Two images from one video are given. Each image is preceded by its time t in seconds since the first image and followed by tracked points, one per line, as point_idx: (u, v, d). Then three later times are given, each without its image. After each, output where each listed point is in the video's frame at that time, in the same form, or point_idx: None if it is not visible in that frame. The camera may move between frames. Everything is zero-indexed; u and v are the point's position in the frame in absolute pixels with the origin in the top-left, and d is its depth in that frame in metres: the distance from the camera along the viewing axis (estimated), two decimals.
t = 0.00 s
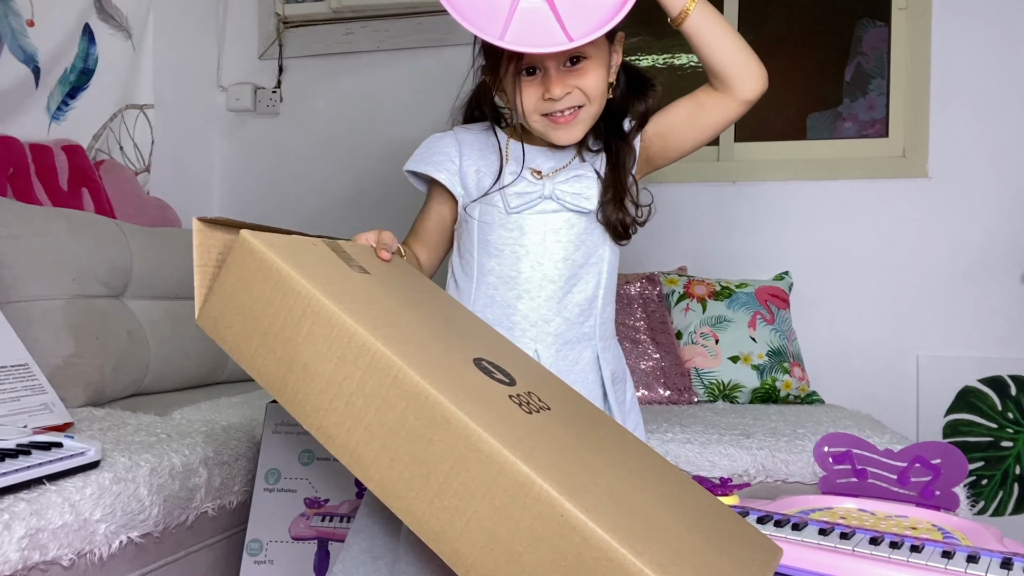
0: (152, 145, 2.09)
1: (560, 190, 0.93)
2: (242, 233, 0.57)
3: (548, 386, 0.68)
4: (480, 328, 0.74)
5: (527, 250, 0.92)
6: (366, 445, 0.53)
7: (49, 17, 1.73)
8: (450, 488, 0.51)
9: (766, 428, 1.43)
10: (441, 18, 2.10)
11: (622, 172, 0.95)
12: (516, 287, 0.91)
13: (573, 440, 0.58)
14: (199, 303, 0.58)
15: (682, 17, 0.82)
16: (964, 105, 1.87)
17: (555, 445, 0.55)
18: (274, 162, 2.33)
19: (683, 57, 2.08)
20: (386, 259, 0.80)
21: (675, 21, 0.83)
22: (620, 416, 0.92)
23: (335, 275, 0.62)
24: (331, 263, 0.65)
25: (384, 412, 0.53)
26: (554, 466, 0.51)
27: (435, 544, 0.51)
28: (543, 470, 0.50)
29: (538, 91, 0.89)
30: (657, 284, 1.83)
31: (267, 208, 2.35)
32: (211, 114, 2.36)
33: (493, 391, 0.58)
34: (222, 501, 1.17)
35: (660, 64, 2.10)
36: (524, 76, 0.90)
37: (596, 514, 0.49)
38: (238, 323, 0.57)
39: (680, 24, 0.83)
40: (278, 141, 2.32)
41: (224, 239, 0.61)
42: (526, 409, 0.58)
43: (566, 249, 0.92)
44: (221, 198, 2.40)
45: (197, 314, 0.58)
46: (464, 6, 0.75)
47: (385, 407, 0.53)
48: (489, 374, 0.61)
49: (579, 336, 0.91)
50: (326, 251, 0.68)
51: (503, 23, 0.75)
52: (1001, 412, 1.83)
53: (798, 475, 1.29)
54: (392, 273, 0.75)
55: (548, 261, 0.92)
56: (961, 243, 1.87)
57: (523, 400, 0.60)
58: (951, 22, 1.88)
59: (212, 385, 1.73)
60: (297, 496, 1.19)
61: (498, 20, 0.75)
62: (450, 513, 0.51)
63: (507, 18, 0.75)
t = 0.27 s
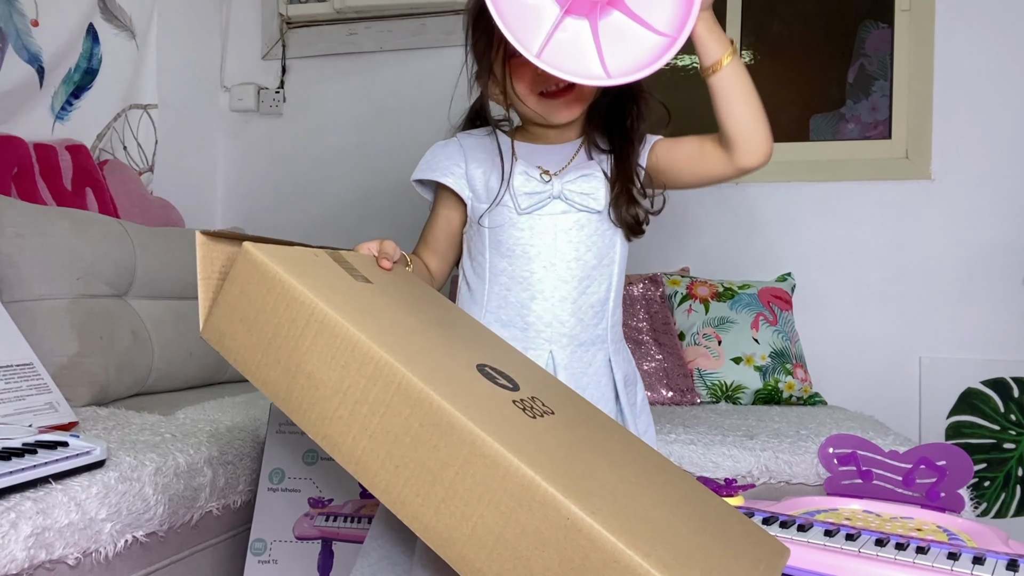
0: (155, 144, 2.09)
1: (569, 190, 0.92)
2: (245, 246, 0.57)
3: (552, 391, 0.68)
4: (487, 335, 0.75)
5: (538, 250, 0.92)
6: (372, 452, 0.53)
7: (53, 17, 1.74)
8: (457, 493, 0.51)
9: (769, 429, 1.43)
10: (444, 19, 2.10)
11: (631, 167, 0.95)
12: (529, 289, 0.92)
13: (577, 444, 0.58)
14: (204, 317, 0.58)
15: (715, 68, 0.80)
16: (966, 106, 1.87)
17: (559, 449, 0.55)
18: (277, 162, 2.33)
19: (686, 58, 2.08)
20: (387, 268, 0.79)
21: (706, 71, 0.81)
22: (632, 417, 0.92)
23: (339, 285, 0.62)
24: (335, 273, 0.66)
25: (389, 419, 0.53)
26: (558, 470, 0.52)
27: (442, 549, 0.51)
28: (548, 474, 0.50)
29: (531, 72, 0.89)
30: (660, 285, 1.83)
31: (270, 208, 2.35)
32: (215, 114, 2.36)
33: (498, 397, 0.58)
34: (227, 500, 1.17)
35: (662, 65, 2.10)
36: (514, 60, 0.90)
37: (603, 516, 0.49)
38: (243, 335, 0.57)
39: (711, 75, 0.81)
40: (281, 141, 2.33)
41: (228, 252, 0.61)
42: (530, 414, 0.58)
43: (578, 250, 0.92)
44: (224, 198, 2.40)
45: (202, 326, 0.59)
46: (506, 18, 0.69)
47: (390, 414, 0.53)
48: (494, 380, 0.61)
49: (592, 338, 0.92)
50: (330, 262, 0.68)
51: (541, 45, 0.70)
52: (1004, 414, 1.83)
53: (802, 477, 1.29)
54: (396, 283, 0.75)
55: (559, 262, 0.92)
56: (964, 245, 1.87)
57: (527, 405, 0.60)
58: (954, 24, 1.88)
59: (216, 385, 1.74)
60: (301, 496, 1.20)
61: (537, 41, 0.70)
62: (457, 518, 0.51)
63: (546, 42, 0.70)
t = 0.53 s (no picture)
0: (152, 145, 2.09)
1: (565, 189, 0.94)
2: (244, 255, 0.58)
3: (551, 394, 0.67)
4: (483, 338, 0.74)
5: (535, 247, 0.92)
6: (368, 459, 0.53)
7: (49, 17, 1.73)
8: (451, 498, 0.51)
9: (766, 428, 1.43)
10: (441, 18, 2.10)
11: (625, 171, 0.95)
12: (524, 286, 0.91)
13: (574, 446, 0.57)
14: (205, 329, 0.59)
15: (688, 110, 0.84)
16: (963, 105, 1.87)
17: (555, 453, 0.54)
18: (275, 162, 2.33)
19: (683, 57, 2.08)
20: (388, 275, 0.79)
21: (681, 111, 0.85)
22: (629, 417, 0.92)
23: (337, 292, 0.63)
24: (333, 280, 0.66)
25: (383, 425, 0.53)
26: (552, 473, 0.51)
27: (437, 554, 0.51)
28: (540, 476, 0.50)
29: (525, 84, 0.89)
30: (657, 284, 1.83)
31: (268, 208, 2.35)
32: (212, 115, 2.36)
33: (493, 400, 0.58)
34: (223, 501, 1.17)
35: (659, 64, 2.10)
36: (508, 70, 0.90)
37: (595, 519, 0.48)
38: (242, 345, 0.58)
39: (684, 115, 0.85)
40: (278, 141, 2.32)
41: (228, 262, 0.62)
42: (526, 417, 0.58)
43: (573, 247, 0.92)
44: (222, 198, 2.40)
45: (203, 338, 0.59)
46: (495, 87, 0.77)
47: (384, 421, 0.53)
48: (490, 384, 0.61)
49: (588, 335, 0.91)
50: (328, 270, 0.69)
51: (531, 108, 0.78)
52: (1001, 412, 1.83)
53: (798, 475, 1.28)
54: (395, 290, 0.75)
55: (555, 259, 0.92)
56: (962, 243, 1.87)
57: (524, 408, 0.59)
58: (950, 23, 1.88)
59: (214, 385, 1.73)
60: (297, 496, 1.20)
61: (528, 104, 0.78)
62: (451, 523, 0.50)
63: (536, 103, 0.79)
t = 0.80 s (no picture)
0: (150, 145, 2.09)
1: (557, 191, 0.93)
2: (239, 269, 0.58)
3: (547, 396, 0.67)
4: (479, 341, 0.75)
5: (527, 248, 0.92)
6: (360, 464, 0.53)
7: (46, 17, 1.73)
8: (440, 501, 0.50)
9: (765, 427, 1.42)
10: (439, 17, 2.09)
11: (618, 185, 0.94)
12: (516, 286, 0.91)
13: (566, 448, 0.57)
14: (203, 340, 0.60)
15: (667, 117, 0.85)
16: (961, 103, 1.87)
17: (545, 454, 0.54)
18: (273, 162, 2.33)
19: (681, 55, 2.07)
20: (388, 284, 0.79)
21: (660, 119, 0.86)
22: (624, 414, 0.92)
23: (331, 302, 0.63)
24: (327, 290, 0.66)
25: (374, 431, 0.53)
26: (538, 474, 0.51)
27: (428, 557, 0.51)
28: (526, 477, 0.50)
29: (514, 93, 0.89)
30: (656, 283, 1.83)
31: (267, 208, 2.35)
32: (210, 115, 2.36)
33: (486, 404, 0.58)
34: (221, 501, 1.17)
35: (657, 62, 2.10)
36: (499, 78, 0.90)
37: (579, 519, 0.48)
38: (239, 355, 0.58)
39: (665, 122, 0.85)
40: (276, 141, 2.32)
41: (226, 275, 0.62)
42: (518, 420, 0.58)
43: (565, 247, 0.92)
44: (221, 199, 2.40)
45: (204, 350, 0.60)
46: (473, 111, 0.83)
47: (375, 426, 0.53)
48: (483, 388, 0.61)
49: (580, 333, 0.91)
50: (323, 279, 0.69)
51: (508, 126, 0.83)
52: (1000, 410, 1.83)
53: (797, 474, 1.28)
54: (396, 300, 0.75)
55: (547, 259, 0.92)
56: (960, 240, 1.87)
57: (516, 411, 0.59)
58: (948, 20, 1.88)
59: (212, 386, 1.73)
60: (295, 496, 1.19)
61: (504, 123, 0.83)
62: (440, 525, 0.50)
63: (512, 121, 0.84)
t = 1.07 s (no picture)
0: (149, 145, 2.09)
1: (556, 195, 0.93)
2: (239, 276, 0.58)
3: (543, 398, 0.67)
4: (478, 345, 0.75)
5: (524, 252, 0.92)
6: (356, 467, 0.53)
7: (44, 18, 1.73)
8: (433, 501, 0.50)
9: (764, 426, 1.42)
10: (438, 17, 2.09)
11: (621, 198, 0.94)
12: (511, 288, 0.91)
13: (560, 447, 0.57)
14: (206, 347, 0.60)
15: (659, 136, 0.85)
16: (960, 101, 1.87)
17: (538, 454, 0.54)
18: (272, 161, 2.33)
19: (680, 54, 2.07)
20: (388, 291, 0.79)
21: (653, 138, 0.85)
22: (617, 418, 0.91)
23: (330, 307, 0.63)
24: (326, 295, 0.66)
25: (369, 433, 0.53)
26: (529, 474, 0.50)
27: (421, 557, 0.51)
28: (517, 477, 0.49)
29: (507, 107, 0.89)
30: (656, 282, 1.83)
31: (266, 208, 2.35)
32: (209, 115, 2.36)
33: (481, 405, 0.58)
34: (220, 501, 1.17)
35: (656, 61, 2.10)
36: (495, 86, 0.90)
37: (567, 517, 0.48)
38: (238, 361, 0.58)
39: (657, 141, 0.85)
40: (275, 141, 2.32)
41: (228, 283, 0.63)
42: (512, 421, 0.58)
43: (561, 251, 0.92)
44: (220, 198, 2.40)
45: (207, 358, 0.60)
46: (457, 143, 0.83)
47: (369, 429, 0.53)
48: (478, 390, 0.61)
49: (573, 337, 0.91)
50: (323, 286, 0.69)
51: (491, 156, 0.83)
52: (1000, 409, 1.83)
53: (797, 472, 1.28)
54: (395, 304, 0.75)
55: (543, 263, 0.91)
56: (959, 239, 1.87)
57: (510, 413, 0.59)
58: (946, 19, 1.87)
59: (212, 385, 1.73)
60: (295, 496, 1.19)
61: (489, 153, 0.83)
62: (433, 526, 0.50)
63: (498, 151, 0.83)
